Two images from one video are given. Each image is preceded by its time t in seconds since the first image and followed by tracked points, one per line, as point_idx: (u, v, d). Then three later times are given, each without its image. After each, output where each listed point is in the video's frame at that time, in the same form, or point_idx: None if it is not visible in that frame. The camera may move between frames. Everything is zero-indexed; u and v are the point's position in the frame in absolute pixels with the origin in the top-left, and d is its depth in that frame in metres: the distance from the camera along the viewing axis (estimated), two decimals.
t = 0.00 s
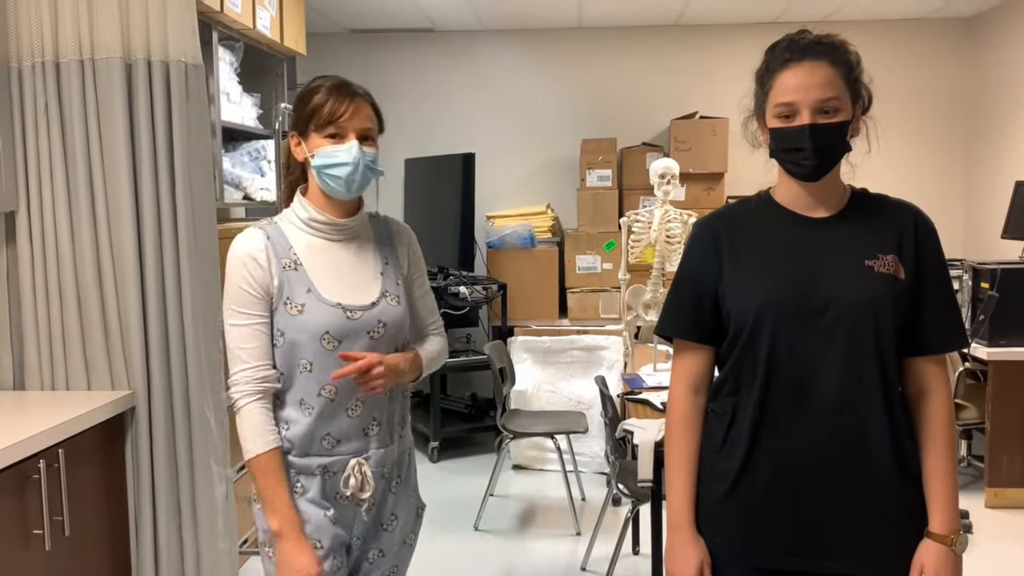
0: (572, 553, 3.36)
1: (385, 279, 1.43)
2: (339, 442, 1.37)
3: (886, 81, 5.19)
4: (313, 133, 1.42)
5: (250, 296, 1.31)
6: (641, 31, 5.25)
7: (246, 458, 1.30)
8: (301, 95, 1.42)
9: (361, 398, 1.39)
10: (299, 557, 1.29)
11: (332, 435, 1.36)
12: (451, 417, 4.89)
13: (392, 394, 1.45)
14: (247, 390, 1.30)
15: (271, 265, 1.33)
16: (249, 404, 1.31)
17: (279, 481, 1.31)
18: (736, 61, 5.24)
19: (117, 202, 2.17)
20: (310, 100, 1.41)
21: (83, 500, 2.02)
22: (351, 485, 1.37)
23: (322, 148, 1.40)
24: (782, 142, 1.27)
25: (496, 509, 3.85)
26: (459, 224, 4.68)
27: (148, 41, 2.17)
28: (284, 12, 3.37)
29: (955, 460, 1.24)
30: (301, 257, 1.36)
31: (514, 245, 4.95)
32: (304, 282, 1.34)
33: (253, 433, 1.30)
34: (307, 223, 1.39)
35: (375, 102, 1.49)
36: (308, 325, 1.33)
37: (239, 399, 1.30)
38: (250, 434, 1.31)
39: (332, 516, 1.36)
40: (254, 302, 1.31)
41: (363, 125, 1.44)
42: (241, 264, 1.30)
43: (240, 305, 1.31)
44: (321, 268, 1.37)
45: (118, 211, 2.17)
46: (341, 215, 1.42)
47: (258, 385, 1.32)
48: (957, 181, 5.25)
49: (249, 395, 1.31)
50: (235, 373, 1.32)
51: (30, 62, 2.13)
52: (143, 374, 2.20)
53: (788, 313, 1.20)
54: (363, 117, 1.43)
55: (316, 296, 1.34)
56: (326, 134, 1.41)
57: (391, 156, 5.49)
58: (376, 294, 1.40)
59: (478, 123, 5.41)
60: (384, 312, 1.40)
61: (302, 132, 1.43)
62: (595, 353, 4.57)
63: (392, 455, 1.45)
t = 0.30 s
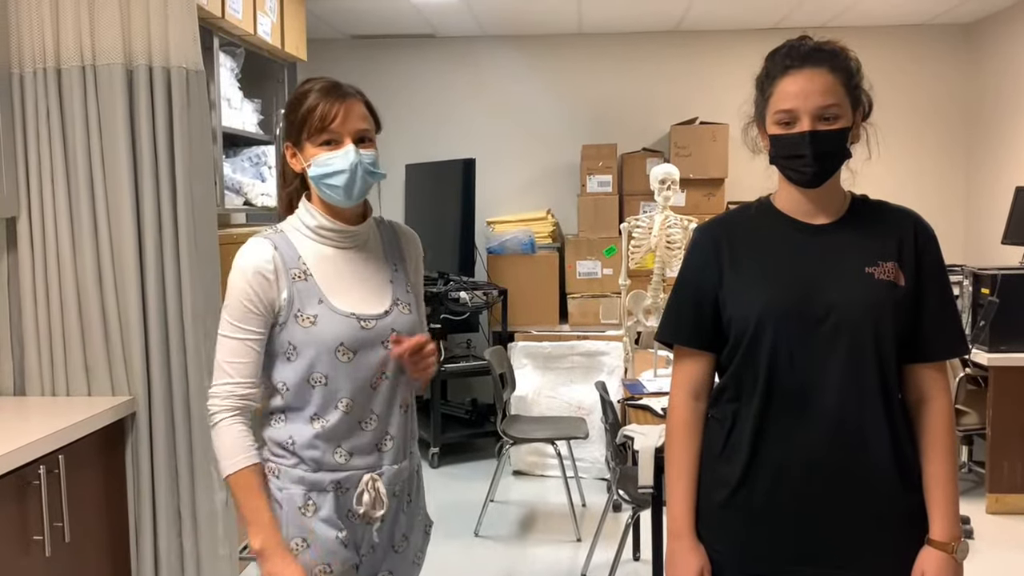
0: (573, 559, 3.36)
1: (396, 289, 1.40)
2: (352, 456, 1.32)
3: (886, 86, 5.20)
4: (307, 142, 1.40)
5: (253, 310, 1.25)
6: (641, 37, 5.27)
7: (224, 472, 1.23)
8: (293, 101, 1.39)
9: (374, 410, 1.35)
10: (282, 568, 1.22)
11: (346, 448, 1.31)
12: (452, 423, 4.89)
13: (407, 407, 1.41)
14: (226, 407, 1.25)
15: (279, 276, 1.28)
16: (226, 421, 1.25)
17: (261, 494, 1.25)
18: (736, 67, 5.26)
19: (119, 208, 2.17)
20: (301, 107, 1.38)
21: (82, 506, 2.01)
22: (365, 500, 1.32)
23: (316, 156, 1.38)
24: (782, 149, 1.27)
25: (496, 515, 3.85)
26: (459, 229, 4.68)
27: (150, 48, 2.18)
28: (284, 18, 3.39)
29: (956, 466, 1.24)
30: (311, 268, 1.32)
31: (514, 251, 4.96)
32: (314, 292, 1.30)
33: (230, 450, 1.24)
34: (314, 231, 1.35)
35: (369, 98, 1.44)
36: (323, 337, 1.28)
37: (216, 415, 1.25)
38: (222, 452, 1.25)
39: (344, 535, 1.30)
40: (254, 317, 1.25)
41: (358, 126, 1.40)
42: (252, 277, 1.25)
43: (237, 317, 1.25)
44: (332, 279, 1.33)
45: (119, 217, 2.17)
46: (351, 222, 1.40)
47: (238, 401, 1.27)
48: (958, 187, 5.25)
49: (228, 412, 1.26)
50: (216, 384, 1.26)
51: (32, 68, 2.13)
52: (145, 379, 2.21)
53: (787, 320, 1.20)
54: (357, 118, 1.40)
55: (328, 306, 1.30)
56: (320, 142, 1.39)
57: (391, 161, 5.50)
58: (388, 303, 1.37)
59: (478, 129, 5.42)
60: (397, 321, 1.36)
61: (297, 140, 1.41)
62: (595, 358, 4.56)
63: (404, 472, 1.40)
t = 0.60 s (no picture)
0: (573, 563, 3.35)
1: (404, 296, 1.40)
2: (372, 471, 1.33)
3: (886, 91, 5.21)
4: (315, 151, 1.39)
5: (255, 318, 1.25)
6: (641, 41, 5.28)
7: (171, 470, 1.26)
8: (298, 107, 1.39)
9: (390, 421, 1.35)
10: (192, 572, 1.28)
11: (367, 463, 1.31)
12: (452, 427, 4.88)
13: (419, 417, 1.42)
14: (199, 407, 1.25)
15: (290, 282, 1.28)
16: (192, 419, 1.26)
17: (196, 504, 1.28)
18: (736, 70, 5.26)
19: (119, 212, 2.17)
20: (308, 114, 1.38)
21: (82, 509, 2.01)
22: (388, 516, 1.33)
23: (325, 165, 1.38)
24: (781, 154, 1.27)
25: (496, 519, 3.84)
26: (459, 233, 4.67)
27: (150, 52, 2.19)
28: (284, 22, 3.40)
29: (956, 471, 1.24)
30: (321, 273, 1.31)
31: (515, 255, 4.96)
32: (325, 297, 1.29)
33: (185, 450, 1.25)
34: (322, 236, 1.34)
35: (373, 103, 1.45)
36: (339, 344, 1.27)
37: (183, 412, 1.25)
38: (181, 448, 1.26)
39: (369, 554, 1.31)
40: (251, 325, 1.25)
41: (366, 132, 1.41)
42: (258, 285, 1.24)
43: (233, 322, 1.24)
44: (341, 285, 1.32)
45: (120, 220, 2.18)
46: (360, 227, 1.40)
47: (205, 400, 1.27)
48: (958, 192, 5.26)
49: (199, 412, 1.26)
50: (193, 380, 1.25)
51: (33, 71, 2.14)
52: (144, 383, 2.21)
53: (788, 324, 1.20)
54: (365, 125, 1.40)
55: (340, 311, 1.29)
56: (328, 150, 1.39)
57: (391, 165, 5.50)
58: (397, 310, 1.36)
59: (478, 133, 5.43)
60: (410, 328, 1.36)
61: (303, 149, 1.41)
62: (595, 362, 4.57)
63: (419, 484, 1.42)
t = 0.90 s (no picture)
0: (573, 565, 3.35)
1: (407, 306, 1.38)
2: (367, 487, 1.32)
3: (887, 93, 5.21)
4: (313, 158, 1.39)
5: (253, 329, 1.30)
6: (642, 44, 5.28)
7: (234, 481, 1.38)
8: (297, 114, 1.40)
9: (385, 435, 1.33)
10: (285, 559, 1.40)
11: (360, 479, 1.30)
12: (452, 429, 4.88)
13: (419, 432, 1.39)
14: (236, 421, 1.35)
15: (281, 292, 1.31)
16: (235, 435, 1.36)
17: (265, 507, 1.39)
18: (737, 73, 5.27)
19: (120, 214, 2.18)
20: (307, 119, 1.38)
21: (82, 512, 2.01)
22: (381, 536, 1.32)
23: (323, 170, 1.37)
24: (782, 157, 1.27)
25: (496, 521, 3.84)
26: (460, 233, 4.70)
27: (152, 54, 2.19)
28: (286, 25, 3.41)
29: (957, 474, 1.24)
30: (313, 282, 1.32)
31: (516, 256, 4.95)
32: (317, 306, 1.30)
33: (240, 463, 1.37)
34: (319, 244, 1.35)
35: (374, 110, 1.45)
36: (328, 354, 1.28)
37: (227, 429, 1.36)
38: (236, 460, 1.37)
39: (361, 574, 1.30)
40: (253, 337, 1.31)
41: (365, 137, 1.41)
42: (250, 296, 1.29)
43: (238, 336, 1.31)
44: (337, 295, 1.32)
45: (121, 222, 2.18)
46: (358, 235, 1.38)
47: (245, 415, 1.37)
48: (959, 194, 5.26)
49: (239, 428, 1.36)
50: (228, 398, 1.36)
51: (35, 73, 2.14)
52: (145, 385, 2.21)
53: (788, 327, 1.20)
54: (364, 129, 1.40)
55: (331, 320, 1.29)
56: (326, 156, 1.38)
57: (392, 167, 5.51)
58: (397, 320, 1.35)
59: (479, 135, 5.43)
60: (408, 339, 1.34)
61: (302, 159, 1.41)
62: (596, 364, 4.57)
63: (419, 504, 1.39)
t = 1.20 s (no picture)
0: (574, 567, 3.35)
1: (408, 302, 1.36)
2: (354, 483, 1.30)
3: (889, 96, 5.21)
4: (316, 151, 1.41)
5: (247, 322, 1.30)
6: (643, 45, 5.29)
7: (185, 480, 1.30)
8: (304, 107, 1.41)
9: (377, 432, 1.31)
10: None
11: (346, 475, 1.29)
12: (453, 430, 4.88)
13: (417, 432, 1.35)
14: (212, 415, 1.31)
15: (279, 287, 1.31)
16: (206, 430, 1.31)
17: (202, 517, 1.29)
18: (739, 75, 5.27)
19: (123, 215, 2.18)
20: (312, 112, 1.40)
21: (83, 513, 2.01)
22: (365, 533, 1.30)
23: (326, 164, 1.39)
24: (784, 160, 1.27)
25: (497, 522, 3.84)
26: (461, 235, 4.69)
27: (154, 55, 2.19)
28: (288, 27, 3.42)
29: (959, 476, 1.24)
30: (314, 279, 1.32)
31: (517, 258, 4.95)
32: (315, 302, 1.30)
33: (203, 459, 1.30)
34: (322, 241, 1.36)
35: (382, 107, 1.44)
36: (320, 350, 1.27)
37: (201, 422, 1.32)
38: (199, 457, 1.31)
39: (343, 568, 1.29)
40: (247, 330, 1.30)
41: (370, 134, 1.41)
42: (245, 290, 1.30)
43: (233, 329, 1.31)
44: (337, 291, 1.32)
45: (123, 223, 2.18)
46: (361, 231, 1.39)
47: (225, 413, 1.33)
48: (961, 196, 5.25)
49: (212, 422, 1.32)
50: (211, 393, 1.33)
51: (37, 74, 2.15)
52: (146, 386, 2.21)
53: (789, 329, 1.20)
54: (369, 125, 1.40)
55: (327, 316, 1.29)
56: (329, 150, 1.40)
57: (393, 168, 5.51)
58: (396, 317, 1.33)
59: (480, 136, 5.43)
60: (405, 335, 1.32)
61: (306, 151, 1.43)
62: (596, 366, 4.57)
63: (413, 505, 1.35)
